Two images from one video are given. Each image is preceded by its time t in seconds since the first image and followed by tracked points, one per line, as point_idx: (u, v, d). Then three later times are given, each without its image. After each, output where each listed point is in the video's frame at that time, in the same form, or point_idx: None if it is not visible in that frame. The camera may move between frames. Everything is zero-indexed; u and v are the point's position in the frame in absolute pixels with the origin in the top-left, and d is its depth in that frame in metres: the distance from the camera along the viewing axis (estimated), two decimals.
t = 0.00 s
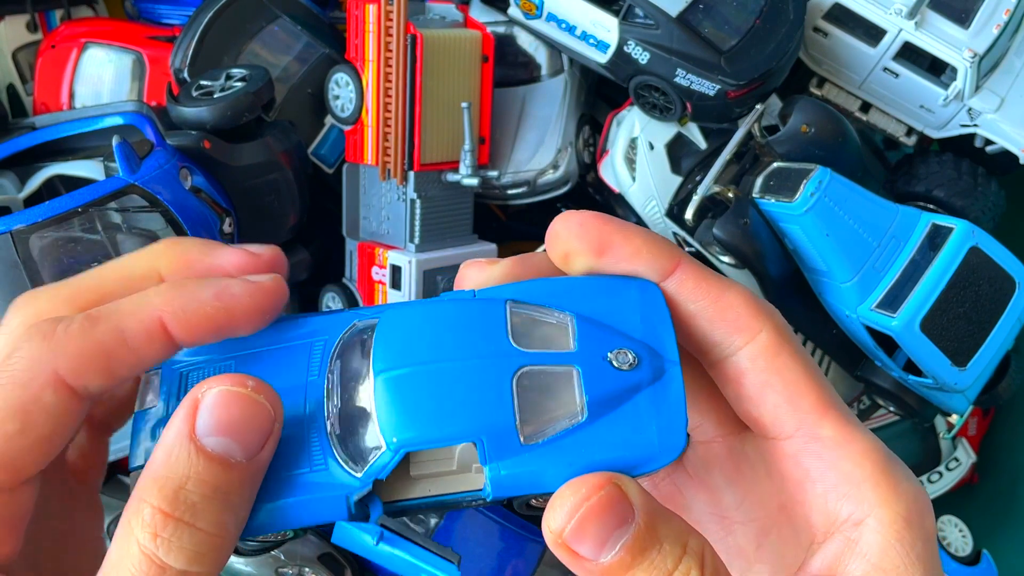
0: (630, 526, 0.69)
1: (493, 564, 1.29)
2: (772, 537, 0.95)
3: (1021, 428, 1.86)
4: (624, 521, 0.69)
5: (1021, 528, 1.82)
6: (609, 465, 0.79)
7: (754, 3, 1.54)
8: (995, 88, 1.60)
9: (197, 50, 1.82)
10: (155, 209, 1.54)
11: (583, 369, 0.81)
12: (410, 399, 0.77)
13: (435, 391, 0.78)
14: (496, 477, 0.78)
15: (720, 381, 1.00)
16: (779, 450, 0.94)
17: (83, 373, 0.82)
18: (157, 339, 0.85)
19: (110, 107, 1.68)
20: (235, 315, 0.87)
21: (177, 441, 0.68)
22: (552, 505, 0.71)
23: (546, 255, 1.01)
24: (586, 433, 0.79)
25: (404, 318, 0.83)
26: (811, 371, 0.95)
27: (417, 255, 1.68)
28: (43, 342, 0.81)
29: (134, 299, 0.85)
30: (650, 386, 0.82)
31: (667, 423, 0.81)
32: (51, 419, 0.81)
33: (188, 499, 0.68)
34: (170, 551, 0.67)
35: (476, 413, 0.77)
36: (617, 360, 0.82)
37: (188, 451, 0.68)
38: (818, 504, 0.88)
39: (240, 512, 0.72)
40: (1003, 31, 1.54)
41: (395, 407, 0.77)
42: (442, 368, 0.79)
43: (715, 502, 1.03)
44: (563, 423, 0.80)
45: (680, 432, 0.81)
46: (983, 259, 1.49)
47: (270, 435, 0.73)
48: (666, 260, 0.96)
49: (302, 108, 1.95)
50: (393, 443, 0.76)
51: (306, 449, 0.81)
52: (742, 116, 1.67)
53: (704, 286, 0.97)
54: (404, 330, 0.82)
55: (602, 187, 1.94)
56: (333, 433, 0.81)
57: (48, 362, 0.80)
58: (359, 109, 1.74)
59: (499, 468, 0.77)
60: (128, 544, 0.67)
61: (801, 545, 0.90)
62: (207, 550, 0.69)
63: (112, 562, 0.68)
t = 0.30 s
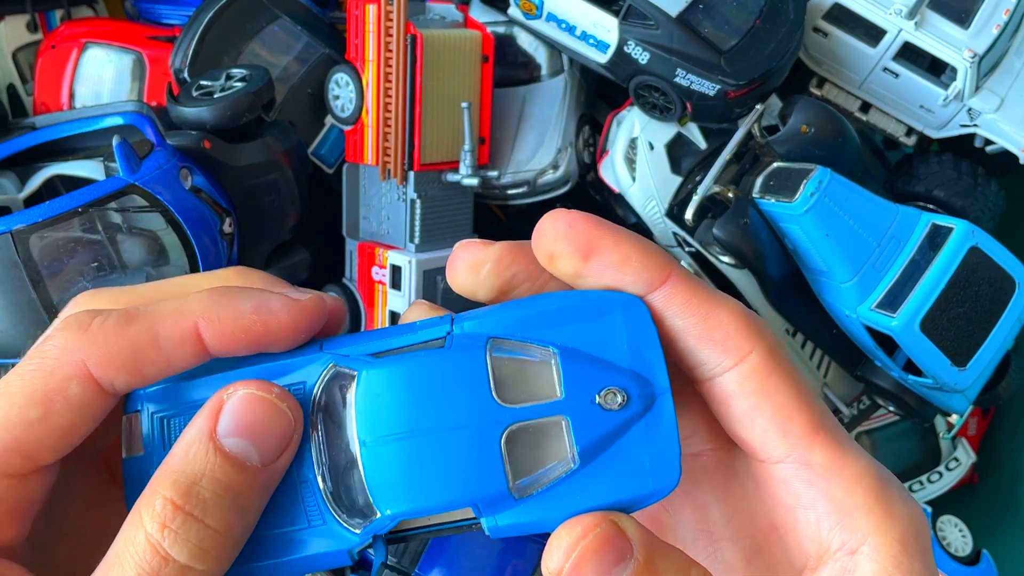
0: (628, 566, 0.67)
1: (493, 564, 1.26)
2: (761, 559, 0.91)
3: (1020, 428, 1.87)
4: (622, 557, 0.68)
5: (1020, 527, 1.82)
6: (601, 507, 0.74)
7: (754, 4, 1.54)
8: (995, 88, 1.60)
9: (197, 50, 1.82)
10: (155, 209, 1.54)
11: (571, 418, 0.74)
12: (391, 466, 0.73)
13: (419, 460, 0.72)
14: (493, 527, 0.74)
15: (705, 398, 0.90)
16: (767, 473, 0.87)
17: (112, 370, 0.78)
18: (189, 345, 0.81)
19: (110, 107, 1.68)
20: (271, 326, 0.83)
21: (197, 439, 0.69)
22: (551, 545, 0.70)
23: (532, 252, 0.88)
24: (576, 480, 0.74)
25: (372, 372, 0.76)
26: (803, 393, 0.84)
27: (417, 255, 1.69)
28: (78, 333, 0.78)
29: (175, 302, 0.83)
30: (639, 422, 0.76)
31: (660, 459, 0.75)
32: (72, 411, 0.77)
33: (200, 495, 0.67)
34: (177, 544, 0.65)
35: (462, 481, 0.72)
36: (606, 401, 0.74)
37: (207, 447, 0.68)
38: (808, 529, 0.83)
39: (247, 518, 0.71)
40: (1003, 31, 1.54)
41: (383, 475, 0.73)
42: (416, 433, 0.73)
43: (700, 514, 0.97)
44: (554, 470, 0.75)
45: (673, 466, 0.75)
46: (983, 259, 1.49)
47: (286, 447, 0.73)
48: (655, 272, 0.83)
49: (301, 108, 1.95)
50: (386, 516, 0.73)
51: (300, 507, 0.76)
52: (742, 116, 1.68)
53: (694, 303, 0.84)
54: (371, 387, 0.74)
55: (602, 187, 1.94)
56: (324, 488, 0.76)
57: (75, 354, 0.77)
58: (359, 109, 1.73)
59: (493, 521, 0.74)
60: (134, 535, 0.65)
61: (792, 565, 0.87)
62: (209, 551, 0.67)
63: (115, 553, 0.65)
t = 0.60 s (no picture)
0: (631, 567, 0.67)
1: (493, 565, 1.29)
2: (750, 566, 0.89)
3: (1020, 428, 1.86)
4: (621, 564, 0.67)
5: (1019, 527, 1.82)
6: (599, 515, 0.71)
7: (754, 4, 1.54)
8: (995, 88, 1.60)
9: (197, 50, 1.82)
10: (155, 209, 1.54)
11: (560, 437, 0.70)
12: (377, 497, 0.69)
13: (409, 494, 0.68)
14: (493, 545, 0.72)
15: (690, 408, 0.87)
16: (753, 482, 0.84)
17: (188, 374, 0.72)
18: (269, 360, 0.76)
19: (111, 107, 1.68)
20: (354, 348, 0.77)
21: (200, 440, 0.69)
22: (550, 551, 0.69)
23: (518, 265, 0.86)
24: (570, 493, 0.71)
25: (343, 402, 0.73)
26: (788, 402, 0.82)
27: (416, 255, 1.68)
28: (160, 328, 0.71)
29: (263, 307, 0.76)
30: (627, 426, 0.72)
31: (654, 462, 0.72)
32: (137, 403, 0.71)
33: (200, 484, 0.65)
34: (168, 527, 0.62)
35: (453, 508, 0.68)
36: (592, 414, 0.70)
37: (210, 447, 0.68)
38: (795, 540, 0.81)
39: (242, 523, 0.68)
40: (1003, 31, 1.54)
41: (372, 507, 0.69)
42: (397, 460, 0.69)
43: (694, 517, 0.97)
44: (546, 485, 0.71)
45: (664, 465, 0.73)
46: (983, 259, 1.49)
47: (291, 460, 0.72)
48: (637, 281, 0.80)
49: (301, 108, 1.95)
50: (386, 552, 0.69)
51: (298, 542, 0.74)
52: (742, 116, 1.68)
53: (678, 311, 0.82)
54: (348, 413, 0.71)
55: (602, 187, 1.94)
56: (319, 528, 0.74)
57: (150, 351, 0.70)
58: (359, 109, 1.73)
59: (491, 541, 0.71)
60: (127, 519, 0.62)
61: None
62: (199, 542, 0.63)
63: (100, 541, 0.63)
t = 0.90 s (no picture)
0: (671, 505, 0.66)
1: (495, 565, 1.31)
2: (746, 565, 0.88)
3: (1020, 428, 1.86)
4: (665, 502, 0.65)
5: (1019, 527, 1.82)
6: (631, 443, 0.74)
7: (754, 4, 1.54)
8: (995, 88, 1.60)
9: (197, 50, 1.82)
10: (155, 209, 1.54)
11: (577, 366, 0.74)
12: (417, 470, 0.64)
13: (450, 447, 0.66)
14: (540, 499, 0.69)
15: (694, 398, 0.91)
16: (747, 455, 0.90)
17: (206, 367, 0.70)
18: (292, 359, 0.74)
19: (111, 107, 1.68)
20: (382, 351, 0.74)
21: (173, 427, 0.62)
22: (597, 487, 0.67)
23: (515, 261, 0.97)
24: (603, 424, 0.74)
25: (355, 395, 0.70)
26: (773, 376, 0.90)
27: (416, 255, 1.68)
28: (183, 317, 0.70)
29: (286, 305, 0.74)
30: (632, 355, 0.79)
31: (668, 380, 0.79)
32: (152, 393, 0.68)
33: (151, 465, 0.59)
34: (103, 504, 0.56)
35: (503, 457, 0.67)
36: (597, 344, 0.77)
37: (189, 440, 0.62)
38: (790, 506, 0.84)
39: (199, 521, 0.61)
40: (1003, 31, 1.54)
41: (417, 480, 0.64)
42: (429, 426, 0.66)
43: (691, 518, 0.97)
44: (580, 423, 0.72)
45: (676, 381, 0.80)
46: (983, 259, 1.50)
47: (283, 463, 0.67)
48: (628, 260, 0.91)
49: (301, 108, 1.95)
50: (440, 523, 0.63)
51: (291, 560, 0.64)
52: (742, 116, 1.68)
53: (668, 290, 0.91)
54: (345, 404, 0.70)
55: (602, 187, 1.95)
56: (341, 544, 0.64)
57: (173, 342, 0.68)
58: (359, 109, 1.73)
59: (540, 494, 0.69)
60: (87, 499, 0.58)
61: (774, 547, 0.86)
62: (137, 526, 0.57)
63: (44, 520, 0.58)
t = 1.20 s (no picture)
0: (707, 407, 0.73)
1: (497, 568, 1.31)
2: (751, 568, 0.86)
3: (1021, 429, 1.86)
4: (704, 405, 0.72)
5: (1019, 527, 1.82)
6: (654, 350, 0.80)
7: (754, 3, 1.54)
8: (995, 88, 1.60)
9: (197, 49, 1.82)
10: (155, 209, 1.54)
11: (580, 302, 0.81)
12: (494, 402, 0.66)
13: (513, 373, 0.68)
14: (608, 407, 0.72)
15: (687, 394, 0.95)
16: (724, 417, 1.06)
17: (200, 417, 0.72)
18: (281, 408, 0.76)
19: (111, 107, 1.68)
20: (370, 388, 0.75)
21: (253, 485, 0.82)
22: (648, 382, 0.71)
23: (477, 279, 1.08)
24: (624, 338, 0.80)
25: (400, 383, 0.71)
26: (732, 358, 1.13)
27: (417, 255, 1.68)
28: (172, 375, 0.71)
29: (274, 349, 0.75)
30: (614, 297, 0.88)
31: (652, 307, 0.88)
32: (150, 442, 0.72)
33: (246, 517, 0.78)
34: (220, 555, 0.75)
35: (564, 368, 0.69)
36: (585, 288, 0.85)
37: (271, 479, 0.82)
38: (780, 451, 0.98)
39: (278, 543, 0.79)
40: (1003, 31, 1.54)
41: (496, 407, 0.65)
42: (486, 367, 0.69)
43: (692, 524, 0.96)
44: (605, 341, 0.78)
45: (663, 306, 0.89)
46: (983, 259, 1.50)
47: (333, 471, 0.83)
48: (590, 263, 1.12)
49: (301, 108, 1.95)
50: (540, 431, 0.64)
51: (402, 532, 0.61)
52: (742, 116, 1.67)
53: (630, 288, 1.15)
54: (388, 399, 0.71)
55: (601, 187, 1.95)
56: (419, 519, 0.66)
57: (165, 399, 0.71)
58: (359, 109, 1.73)
59: (606, 404, 0.72)
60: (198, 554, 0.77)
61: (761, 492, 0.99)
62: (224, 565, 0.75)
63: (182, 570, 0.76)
